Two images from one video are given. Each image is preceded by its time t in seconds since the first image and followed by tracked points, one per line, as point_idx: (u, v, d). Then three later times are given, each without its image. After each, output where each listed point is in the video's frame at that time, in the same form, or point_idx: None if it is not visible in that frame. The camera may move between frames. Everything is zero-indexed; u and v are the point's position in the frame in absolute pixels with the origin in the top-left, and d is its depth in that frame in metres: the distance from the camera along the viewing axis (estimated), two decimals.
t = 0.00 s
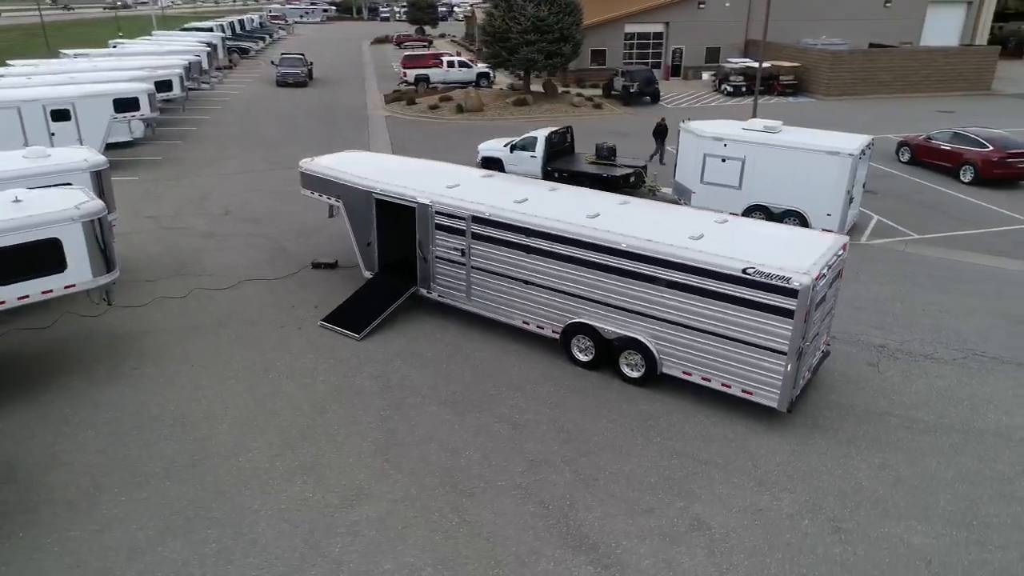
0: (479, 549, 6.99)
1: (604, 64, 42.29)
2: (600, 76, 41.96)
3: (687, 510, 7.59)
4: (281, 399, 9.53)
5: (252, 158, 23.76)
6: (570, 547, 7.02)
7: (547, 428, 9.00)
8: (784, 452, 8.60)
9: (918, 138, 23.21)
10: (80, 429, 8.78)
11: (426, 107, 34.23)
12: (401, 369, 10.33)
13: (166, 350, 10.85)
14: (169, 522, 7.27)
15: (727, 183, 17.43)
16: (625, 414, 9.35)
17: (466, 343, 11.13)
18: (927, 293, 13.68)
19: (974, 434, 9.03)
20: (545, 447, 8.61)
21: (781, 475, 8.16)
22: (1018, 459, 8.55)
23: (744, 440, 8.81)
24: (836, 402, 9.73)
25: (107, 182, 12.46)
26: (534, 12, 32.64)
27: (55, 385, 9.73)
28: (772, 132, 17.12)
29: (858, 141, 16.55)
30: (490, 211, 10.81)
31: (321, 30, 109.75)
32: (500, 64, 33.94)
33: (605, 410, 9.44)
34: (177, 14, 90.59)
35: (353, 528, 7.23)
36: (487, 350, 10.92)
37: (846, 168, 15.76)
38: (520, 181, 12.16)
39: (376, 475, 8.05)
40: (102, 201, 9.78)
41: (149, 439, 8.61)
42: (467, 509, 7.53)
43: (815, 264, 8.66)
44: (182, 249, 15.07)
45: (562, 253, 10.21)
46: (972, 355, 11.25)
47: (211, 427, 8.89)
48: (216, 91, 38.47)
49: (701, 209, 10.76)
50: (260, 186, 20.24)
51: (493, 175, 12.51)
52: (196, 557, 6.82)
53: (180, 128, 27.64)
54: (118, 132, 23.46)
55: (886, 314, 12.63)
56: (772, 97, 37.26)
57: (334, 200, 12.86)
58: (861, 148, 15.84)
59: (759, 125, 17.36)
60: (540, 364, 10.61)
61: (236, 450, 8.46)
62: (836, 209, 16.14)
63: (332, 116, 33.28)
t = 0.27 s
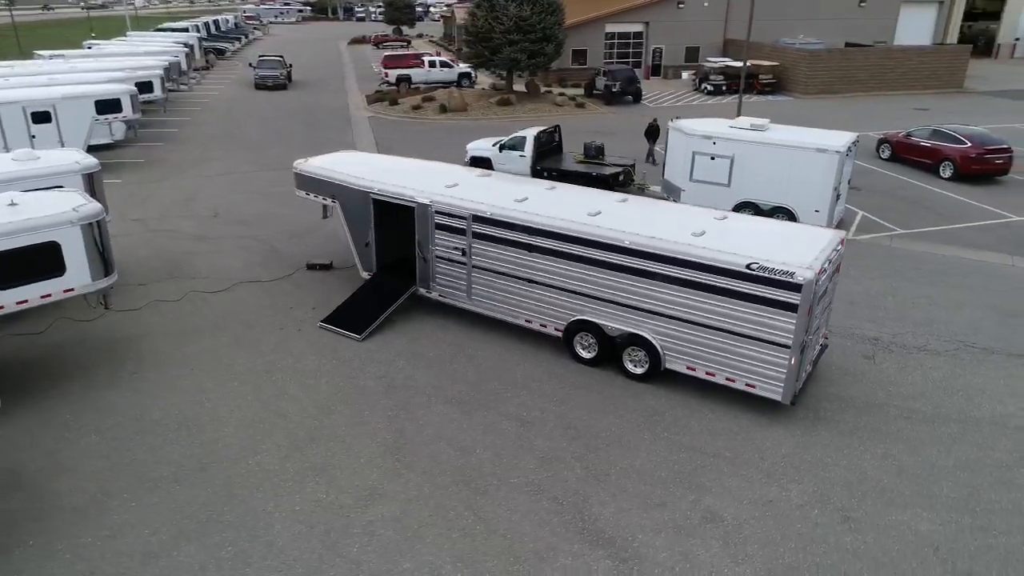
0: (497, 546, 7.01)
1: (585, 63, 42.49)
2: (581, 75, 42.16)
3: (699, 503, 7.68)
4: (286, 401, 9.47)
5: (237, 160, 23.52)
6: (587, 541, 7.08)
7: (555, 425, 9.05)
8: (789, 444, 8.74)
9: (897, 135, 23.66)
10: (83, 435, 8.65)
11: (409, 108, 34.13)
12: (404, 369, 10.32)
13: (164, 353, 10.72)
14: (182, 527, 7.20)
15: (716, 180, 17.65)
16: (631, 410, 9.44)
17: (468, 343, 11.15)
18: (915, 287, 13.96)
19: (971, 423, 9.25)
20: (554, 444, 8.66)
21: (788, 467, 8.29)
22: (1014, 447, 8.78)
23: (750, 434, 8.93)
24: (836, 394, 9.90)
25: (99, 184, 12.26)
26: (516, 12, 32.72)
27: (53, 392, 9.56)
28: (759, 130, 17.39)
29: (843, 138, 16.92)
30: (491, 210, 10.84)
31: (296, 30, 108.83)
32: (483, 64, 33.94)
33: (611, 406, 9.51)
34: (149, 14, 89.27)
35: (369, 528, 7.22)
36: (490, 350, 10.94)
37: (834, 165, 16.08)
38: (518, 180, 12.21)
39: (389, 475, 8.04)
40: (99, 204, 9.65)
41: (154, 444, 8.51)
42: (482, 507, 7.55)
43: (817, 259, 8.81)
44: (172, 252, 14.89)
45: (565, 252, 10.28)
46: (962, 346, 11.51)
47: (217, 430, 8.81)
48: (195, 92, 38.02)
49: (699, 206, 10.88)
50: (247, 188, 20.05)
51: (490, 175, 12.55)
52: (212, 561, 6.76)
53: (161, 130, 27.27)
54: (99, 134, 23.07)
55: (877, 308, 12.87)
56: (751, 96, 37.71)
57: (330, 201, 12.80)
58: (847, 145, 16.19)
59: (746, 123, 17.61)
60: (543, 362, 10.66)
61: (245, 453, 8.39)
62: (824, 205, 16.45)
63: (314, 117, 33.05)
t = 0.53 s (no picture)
0: (512, 545, 7.03)
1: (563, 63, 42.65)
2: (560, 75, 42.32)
3: (708, 496, 7.76)
4: (287, 404, 9.39)
5: (218, 162, 23.21)
6: (601, 538, 7.12)
7: (560, 423, 9.08)
8: (791, 437, 8.87)
9: (875, 132, 24.09)
10: (82, 442, 8.50)
11: (390, 108, 33.97)
12: (405, 370, 10.28)
13: (159, 359, 10.56)
14: (192, 534, 7.12)
15: (702, 178, 17.86)
16: (634, 406, 9.51)
17: (467, 343, 11.15)
18: (901, 281, 14.24)
19: (965, 413, 9.47)
20: (561, 442, 8.68)
21: (792, 459, 8.42)
22: (1007, 435, 9.00)
23: (752, 428, 9.05)
24: (833, 387, 10.07)
25: (86, 188, 12.02)
26: (497, 12, 32.75)
27: (47, 400, 9.37)
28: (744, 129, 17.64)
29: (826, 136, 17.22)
30: (488, 210, 10.85)
31: (268, 31, 107.72)
32: (463, 64, 33.90)
33: (614, 403, 9.57)
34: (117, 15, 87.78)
35: (382, 530, 7.19)
36: (489, 349, 10.95)
37: (818, 162, 16.37)
38: (512, 179, 12.21)
39: (397, 477, 8.02)
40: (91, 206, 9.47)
41: (156, 450, 8.39)
42: (494, 506, 7.55)
43: (816, 254, 8.96)
44: (160, 256, 14.67)
45: (564, 250, 10.32)
46: (950, 338, 11.76)
47: (220, 435, 8.70)
48: (170, 94, 37.48)
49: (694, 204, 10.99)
50: (231, 190, 19.81)
51: (484, 174, 12.54)
52: (224, 569, 6.67)
53: (138, 133, 26.84)
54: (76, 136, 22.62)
55: (866, 302, 13.11)
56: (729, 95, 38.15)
57: (322, 202, 12.70)
58: (831, 142, 16.49)
59: (731, 121, 17.85)
60: (544, 361, 10.70)
61: (250, 458, 8.30)
62: (809, 201, 16.71)
63: (294, 118, 32.75)
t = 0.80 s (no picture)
0: (527, 545, 7.03)
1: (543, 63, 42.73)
2: (540, 75, 42.40)
3: (717, 491, 7.84)
4: (290, 408, 9.30)
5: (200, 164, 22.89)
6: (615, 536, 7.16)
7: (565, 422, 9.11)
8: (793, 431, 8.99)
9: (855, 130, 24.50)
10: (82, 451, 8.34)
11: (371, 109, 33.77)
12: (407, 372, 10.24)
13: (155, 365, 10.40)
14: (202, 541, 7.01)
15: (690, 177, 18.01)
16: (638, 404, 9.56)
17: (466, 343, 11.13)
18: (888, 276, 14.50)
19: (960, 404, 9.67)
20: (568, 442, 8.71)
21: (796, 453, 8.53)
22: (1002, 426, 9.20)
23: (755, 423, 9.15)
24: (831, 382, 10.23)
25: (73, 191, 11.79)
26: (478, 12, 32.72)
27: (42, 409, 9.18)
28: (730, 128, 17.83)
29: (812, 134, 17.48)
30: (487, 210, 10.83)
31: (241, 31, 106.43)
32: (444, 64, 33.80)
33: (617, 402, 9.62)
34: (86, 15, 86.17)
35: (395, 533, 7.15)
36: (490, 350, 10.94)
37: (805, 160, 16.61)
38: (507, 179, 12.20)
39: (407, 479, 7.98)
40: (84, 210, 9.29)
41: (159, 458, 8.25)
42: (505, 506, 7.56)
43: (815, 250, 9.09)
44: (148, 260, 14.45)
45: (564, 249, 10.34)
46: (939, 331, 12.00)
47: (223, 441, 8.59)
48: (146, 95, 36.94)
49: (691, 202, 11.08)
50: (216, 192, 19.56)
51: (478, 175, 12.52)
52: None
53: (116, 135, 26.38)
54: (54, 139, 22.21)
55: (856, 297, 13.32)
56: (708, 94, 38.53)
57: (317, 204, 12.61)
58: (817, 141, 16.74)
59: (718, 120, 18.03)
60: (544, 360, 10.72)
61: (256, 463, 8.20)
62: (796, 199, 16.94)
63: (273, 119, 32.42)
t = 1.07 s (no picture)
0: (542, 546, 7.01)
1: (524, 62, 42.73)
2: (521, 75, 42.41)
3: (727, 488, 7.88)
4: (292, 413, 9.18)
5: (182, 167, 22.53)
6: (628, 534, 7.16)
7: (571, 421, 9.11)
8: (797, 426, 9.07)
9: (836, 128, 24.84)
10: (81, 461, 8.15)
11: (353, 109, 33.52)
12: (408, 374, 10.16)
13: (150, 371, 10.21)
14: (212, 551, 6.89)
15: (679, 176, 18.11)
16: (642, 403, 9.58)
17: (466, 345, 11.09)
18: (877, 271, 14.70)
19: (956, 397, 9.83)
20: (575, 441, 8.70)
21: (801, 448, 8.61)
22: (998, 417, 9.37)
23: (759, 420, 9.22)
24: (829, 377, 10.34)
25: (61, 195, 11.53)
26: (460, 12, 32.64)
27: (36, 418, 8.96)
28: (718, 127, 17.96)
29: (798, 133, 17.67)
30: (486, 210, 10.79)
31: (215, 31, 105.08)
32: (426, 64, 33.65)
33: (621, 400, 9.63)
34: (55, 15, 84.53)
35: (409, 537, 7.09)
36: (490, 351, 10.90)
37: (792, 158, 16.79)
38: (503, 179, 12.17)
39: (416, 482, 7.92)
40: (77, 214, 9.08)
41: (162, 466, 8.10)
42: (517, 507, 7.53)
43: (815, 248, 9.19)
44: (135, 264, 14.19)
45: (565, 249, 10.33)
46: (930, 325, 12.20)
47: (226, 448, 8.45)
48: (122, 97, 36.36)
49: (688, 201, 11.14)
50: (200, 195, 19.26)
51: (474, 175, 12.48)
52: None
53: (93, 138, 25.90)
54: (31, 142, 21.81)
55: (847, 293, 13.50)
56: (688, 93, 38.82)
57: (310, 206, 12.47)
58: (804, 139, 16.93)
59: (706, 119, 18.16)
60: (545, 360, 10.70)
61: (261, 469, 8.08)
62: (784, 196, 17.12)
63: (254, 121, 32.05)
